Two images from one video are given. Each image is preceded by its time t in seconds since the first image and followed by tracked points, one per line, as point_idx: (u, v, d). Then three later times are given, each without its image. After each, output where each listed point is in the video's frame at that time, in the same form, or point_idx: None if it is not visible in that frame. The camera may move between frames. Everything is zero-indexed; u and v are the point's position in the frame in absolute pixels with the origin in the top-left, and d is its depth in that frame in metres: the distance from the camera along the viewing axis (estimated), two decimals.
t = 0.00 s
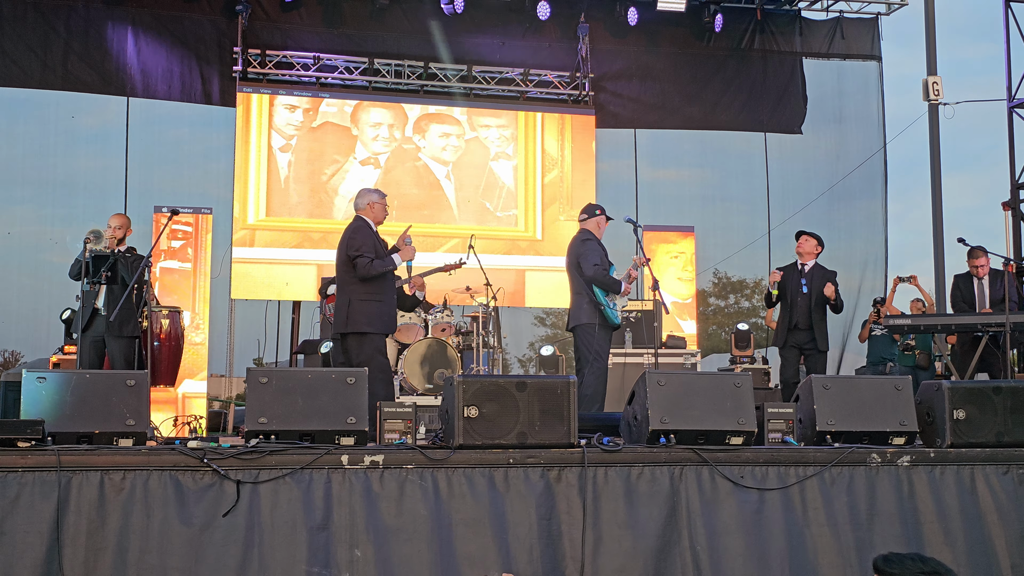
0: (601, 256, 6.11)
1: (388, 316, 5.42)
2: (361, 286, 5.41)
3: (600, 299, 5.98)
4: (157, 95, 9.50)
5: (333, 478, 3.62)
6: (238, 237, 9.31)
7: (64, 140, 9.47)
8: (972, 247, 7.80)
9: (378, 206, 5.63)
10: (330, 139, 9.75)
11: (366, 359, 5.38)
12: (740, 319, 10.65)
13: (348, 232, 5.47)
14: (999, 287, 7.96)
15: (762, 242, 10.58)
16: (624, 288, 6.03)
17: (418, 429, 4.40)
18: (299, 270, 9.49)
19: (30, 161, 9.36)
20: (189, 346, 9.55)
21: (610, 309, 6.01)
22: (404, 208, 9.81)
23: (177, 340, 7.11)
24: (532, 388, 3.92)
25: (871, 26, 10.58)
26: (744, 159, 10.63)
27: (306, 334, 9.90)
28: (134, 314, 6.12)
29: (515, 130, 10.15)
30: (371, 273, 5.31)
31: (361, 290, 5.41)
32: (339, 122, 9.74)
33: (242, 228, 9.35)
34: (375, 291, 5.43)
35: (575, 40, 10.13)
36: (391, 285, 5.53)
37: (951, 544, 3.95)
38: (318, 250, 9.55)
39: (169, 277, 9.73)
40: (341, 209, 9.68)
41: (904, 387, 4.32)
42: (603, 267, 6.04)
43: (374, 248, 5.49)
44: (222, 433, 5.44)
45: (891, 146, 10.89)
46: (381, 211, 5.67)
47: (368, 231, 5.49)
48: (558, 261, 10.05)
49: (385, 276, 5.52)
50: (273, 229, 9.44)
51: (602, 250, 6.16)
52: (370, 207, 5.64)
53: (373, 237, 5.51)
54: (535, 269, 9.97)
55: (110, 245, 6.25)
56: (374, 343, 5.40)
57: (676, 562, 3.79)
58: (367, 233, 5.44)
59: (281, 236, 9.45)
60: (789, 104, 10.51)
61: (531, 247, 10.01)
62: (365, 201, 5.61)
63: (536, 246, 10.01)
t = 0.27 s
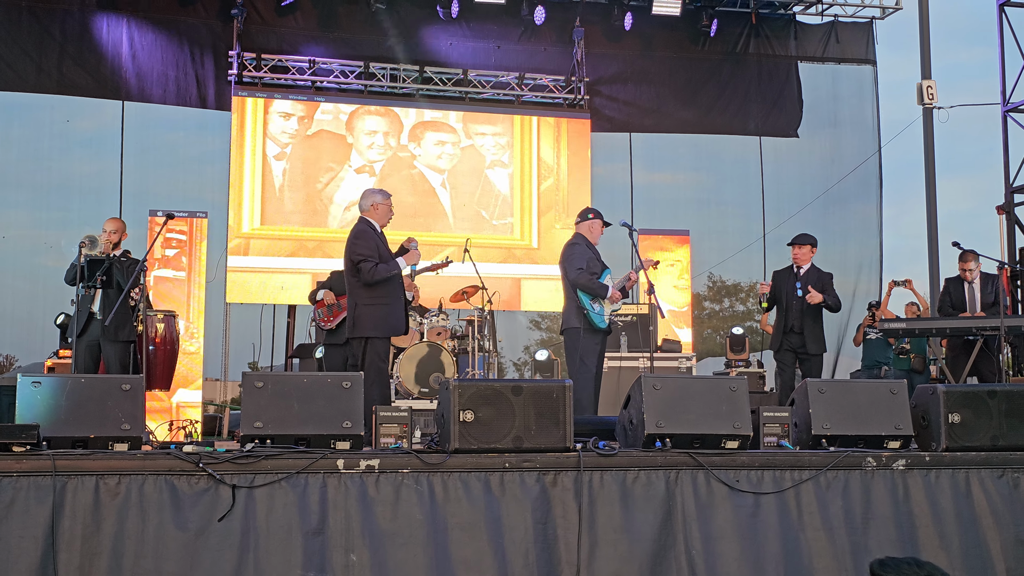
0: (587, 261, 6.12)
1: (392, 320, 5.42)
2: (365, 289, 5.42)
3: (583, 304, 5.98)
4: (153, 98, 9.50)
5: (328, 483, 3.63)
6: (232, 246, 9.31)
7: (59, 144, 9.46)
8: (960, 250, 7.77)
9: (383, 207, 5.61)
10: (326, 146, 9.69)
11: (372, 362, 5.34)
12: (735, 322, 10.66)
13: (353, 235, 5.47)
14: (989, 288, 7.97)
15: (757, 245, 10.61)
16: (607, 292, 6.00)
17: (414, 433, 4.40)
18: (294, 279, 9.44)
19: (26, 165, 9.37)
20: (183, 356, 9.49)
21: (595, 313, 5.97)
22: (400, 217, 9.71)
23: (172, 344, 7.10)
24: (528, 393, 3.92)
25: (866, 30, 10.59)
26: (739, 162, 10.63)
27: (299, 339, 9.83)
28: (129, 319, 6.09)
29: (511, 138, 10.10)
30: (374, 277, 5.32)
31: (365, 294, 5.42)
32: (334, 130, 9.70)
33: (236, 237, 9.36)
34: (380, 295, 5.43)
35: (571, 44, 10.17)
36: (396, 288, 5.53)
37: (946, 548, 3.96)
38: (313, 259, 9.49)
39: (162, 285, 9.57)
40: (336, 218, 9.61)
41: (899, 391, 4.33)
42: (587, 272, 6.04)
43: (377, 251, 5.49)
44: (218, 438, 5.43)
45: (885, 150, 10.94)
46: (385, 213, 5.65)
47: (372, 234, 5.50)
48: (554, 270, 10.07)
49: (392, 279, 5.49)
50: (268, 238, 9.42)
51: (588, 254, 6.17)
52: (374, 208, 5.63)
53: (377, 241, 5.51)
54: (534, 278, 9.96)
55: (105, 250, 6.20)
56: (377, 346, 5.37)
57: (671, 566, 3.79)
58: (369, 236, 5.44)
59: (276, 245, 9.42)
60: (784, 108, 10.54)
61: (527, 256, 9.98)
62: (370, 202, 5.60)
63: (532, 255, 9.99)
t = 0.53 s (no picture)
0: (577, 266, 6.14)
1: (393, 325, 5.39)
2: (365, 294, 5.42)
3: (574, 309, 5.98)
4: (149, 102, 9.51)
5: (324, 487, 3.63)
6: (227, 254, 9.30)
7: (55, 148, 9.46)
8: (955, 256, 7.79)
9: (388, 210, 5.55)
10: (322, 154, 9.70)
11: (375, 367, 5.36)
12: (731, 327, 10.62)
13: (355, 240, 5.46)
14: (983, 294, 7.93)
15: (753, 250, 10.63)
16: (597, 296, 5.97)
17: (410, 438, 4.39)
18: (291, 287, 9.43)
19: (22, 169, 9.37)
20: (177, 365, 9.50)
21: (587, 317, 5.97)
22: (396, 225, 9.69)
23: (168, 348, 7.09)
24: (524, 397, 3.93)
25: (862, 35, 10.63)
26: (734, 167, 10.65)
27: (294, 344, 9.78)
28: (126, 322, 6.10)
29: (508, 146, 10.12)
30: (371, 282, 5.31)
31: (365, 299, 5.42)
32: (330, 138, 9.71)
33: (232, 245, 9.34)
34: (380, 300, 5.42)
35: (567, 48, 10.20)
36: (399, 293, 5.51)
37: (942, 552, 3.97)
38: (309, 267, 9.48)
39: (157, 293, 9.55)
40: (332, 226, 9.60)
41: (894, 396, 4.34)
42: (574, 277, 6.06)
43: (377, 256, 5.48)
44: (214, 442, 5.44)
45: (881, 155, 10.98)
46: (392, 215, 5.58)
47: (374, 239, 5.48)
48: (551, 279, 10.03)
49: (391, 285, 5.47)
50: (263, 246, 9.41)
51: (579, 258, 6.19)
52: (379, 211, 5.57)
53: (377, 245, 5.49)
54: (534, 287, 9.93)
55: (101, 252, 6.21)
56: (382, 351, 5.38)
57: (667, 570, 3.79)
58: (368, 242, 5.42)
59: (271, 253, 9.42)
60: (780, 112, 10.58)
61: (525, 263, 9.93)
62: (375, 205, 5.55)
63: (529, 262, 9.93)
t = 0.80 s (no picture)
0: (569, 269, 6.17)
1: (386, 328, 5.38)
2: (361, 296, 5.44)
3: (564, 313, 6.01)
4: (146, 105, 9.50)
5: (320, 490, 3.62)
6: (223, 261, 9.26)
7: (51, 150, 9.46)
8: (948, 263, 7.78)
9: (393, 215, 5.62)
10: (317, 161, 9.68)
11: (372, 372, 5.34)
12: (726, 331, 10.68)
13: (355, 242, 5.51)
14: (977, 301, 7.92)
15: (749, 254, 10.65)
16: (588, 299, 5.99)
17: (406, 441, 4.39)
18: (287, 294, 9.42)
19: (18, 171, 9.37)
20: (172, 372, 9.45)
21: (578, 322, 5.99)
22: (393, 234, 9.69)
23: (164, 351, 7.08)
24: (520, 401, 3.94)
25: (858, 41, 10.65)
26: (730, 171, 10.72)
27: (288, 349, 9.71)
28: (122, 325, 6.10)
29: (505, 154, 10.09)
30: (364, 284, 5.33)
31: (361, 301, 5.43)
32: (326, 146, 9.70)
33: (228, 252, 9.30)
34: (376, 303, 5.42)
35: (564, 53, 10.21)
36: (396, 297, 5.52)
37: (936, 557, 3.97)
38: (306, 275, 9.47)
39: (152, 301, 9.52)
40: (328, 233, 9.59)
41: (890, 401, 4.36)
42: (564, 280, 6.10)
43: (375, 259, 5.51)
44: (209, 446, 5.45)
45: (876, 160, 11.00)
46: (397, 220, 5.64)
47: (374, 241, 5.51)
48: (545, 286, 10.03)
49: (387, 288, 5.49)
50: (258, 254, 9.39)
51: (572, 262, 6.22)
52: (383, 216, 5.64)
53: (377, 248, 5.52)
54: (528, 295, 9.92)
55: (96, 255, 6.20)
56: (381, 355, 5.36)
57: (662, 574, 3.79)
58: (366, 243, 5.46)
59: (267, 260, 9.40)
60: (777, 117, 10.59)
61: (520, 272, 9.94)
62: (379, 210, 5.61)
63: (525, 271, 9.95)
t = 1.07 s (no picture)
0: (565, 272, 6.19)
1: (393, 328, 5.41)
2: (367, 299, 5.49)
3: (557, 317, 6.03)
4: (144, 107, 9.51)
5: (316, 492, 3.62)
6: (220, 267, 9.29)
7: (49, 151, 9.45)
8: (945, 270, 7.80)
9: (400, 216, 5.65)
10: (315, 167, 9.67)
11: (380, 376, 5.32)
12: (724, 336, 10.70)
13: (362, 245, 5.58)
14: (973, 306, 7.91)
15: (747, 258, 10.66)
16: (581, 303, 5.99)
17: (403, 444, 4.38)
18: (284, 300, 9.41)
19: (15, 172, 9.35)
20: (168, 378, 9.46)
21: (571, 326, 5.98)
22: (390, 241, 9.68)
23: (161, 353, 7.06)
24: (517, 404, 3.93)
25: (857, 45, 10.67)
26: (728, 175, 10.73)
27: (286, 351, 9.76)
28: (118, 326, 6.08)
29: (503, 160, 10.07)
30: (367, 286, 5.38)
31: (366, 303, 5.49)
32: (323, 151, 9.68)
33: (224, 258, 9.33)
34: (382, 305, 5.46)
35: (563, 56, 10.22)
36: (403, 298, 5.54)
37: (933, 561, 3.97)
38: (302, 280, 9.44)
39: (149, 306, 9.53)
40: (325, 239, 9.56)
41: (887, 405, 4.38)
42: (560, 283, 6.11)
43: (381, 263, 5.54)
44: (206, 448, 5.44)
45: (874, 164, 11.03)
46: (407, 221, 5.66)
47: (378, 243, 5.55)
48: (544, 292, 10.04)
49: (392, 289, 5.52)
50: (255, 260, 9.39)
51: (568, 264, 6.23)
52: (392, 225, 5.67)
53: (382, 252, 5.56)
54: (525, 303, 9.92)
55: (94, 257, 6.19)
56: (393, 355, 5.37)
57: None
58: (371, 247, 5.53)
59: (264, 266, 9.39)
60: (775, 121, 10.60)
61: (519, 279, 9.93)
62: (388, 217, 5.66)
63: (524, 277, 9.95)
